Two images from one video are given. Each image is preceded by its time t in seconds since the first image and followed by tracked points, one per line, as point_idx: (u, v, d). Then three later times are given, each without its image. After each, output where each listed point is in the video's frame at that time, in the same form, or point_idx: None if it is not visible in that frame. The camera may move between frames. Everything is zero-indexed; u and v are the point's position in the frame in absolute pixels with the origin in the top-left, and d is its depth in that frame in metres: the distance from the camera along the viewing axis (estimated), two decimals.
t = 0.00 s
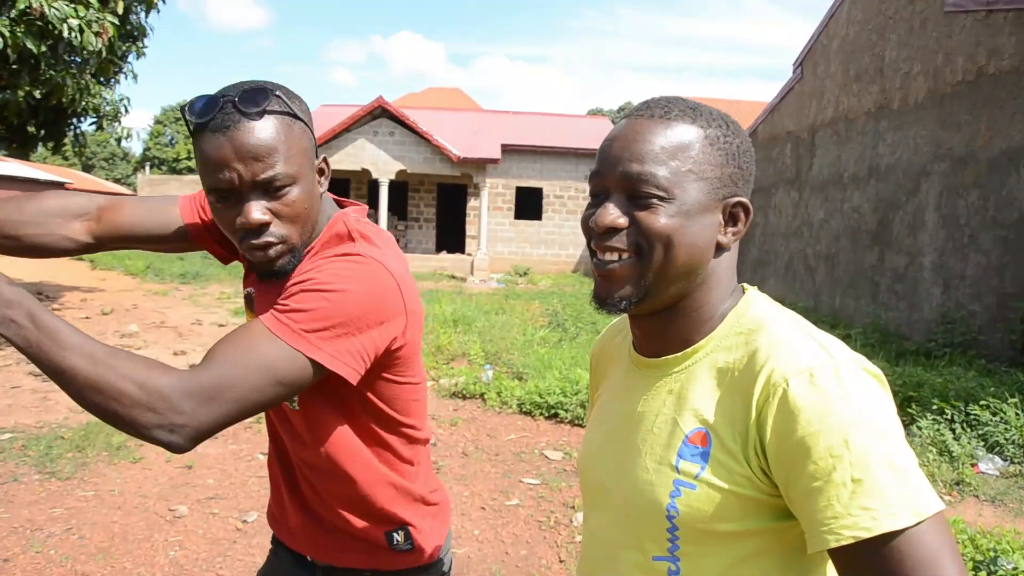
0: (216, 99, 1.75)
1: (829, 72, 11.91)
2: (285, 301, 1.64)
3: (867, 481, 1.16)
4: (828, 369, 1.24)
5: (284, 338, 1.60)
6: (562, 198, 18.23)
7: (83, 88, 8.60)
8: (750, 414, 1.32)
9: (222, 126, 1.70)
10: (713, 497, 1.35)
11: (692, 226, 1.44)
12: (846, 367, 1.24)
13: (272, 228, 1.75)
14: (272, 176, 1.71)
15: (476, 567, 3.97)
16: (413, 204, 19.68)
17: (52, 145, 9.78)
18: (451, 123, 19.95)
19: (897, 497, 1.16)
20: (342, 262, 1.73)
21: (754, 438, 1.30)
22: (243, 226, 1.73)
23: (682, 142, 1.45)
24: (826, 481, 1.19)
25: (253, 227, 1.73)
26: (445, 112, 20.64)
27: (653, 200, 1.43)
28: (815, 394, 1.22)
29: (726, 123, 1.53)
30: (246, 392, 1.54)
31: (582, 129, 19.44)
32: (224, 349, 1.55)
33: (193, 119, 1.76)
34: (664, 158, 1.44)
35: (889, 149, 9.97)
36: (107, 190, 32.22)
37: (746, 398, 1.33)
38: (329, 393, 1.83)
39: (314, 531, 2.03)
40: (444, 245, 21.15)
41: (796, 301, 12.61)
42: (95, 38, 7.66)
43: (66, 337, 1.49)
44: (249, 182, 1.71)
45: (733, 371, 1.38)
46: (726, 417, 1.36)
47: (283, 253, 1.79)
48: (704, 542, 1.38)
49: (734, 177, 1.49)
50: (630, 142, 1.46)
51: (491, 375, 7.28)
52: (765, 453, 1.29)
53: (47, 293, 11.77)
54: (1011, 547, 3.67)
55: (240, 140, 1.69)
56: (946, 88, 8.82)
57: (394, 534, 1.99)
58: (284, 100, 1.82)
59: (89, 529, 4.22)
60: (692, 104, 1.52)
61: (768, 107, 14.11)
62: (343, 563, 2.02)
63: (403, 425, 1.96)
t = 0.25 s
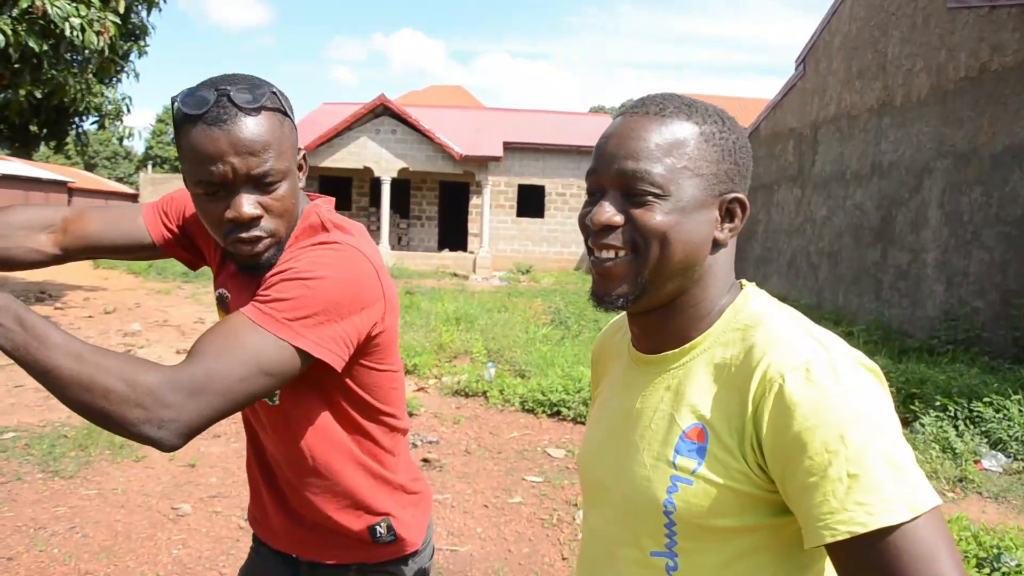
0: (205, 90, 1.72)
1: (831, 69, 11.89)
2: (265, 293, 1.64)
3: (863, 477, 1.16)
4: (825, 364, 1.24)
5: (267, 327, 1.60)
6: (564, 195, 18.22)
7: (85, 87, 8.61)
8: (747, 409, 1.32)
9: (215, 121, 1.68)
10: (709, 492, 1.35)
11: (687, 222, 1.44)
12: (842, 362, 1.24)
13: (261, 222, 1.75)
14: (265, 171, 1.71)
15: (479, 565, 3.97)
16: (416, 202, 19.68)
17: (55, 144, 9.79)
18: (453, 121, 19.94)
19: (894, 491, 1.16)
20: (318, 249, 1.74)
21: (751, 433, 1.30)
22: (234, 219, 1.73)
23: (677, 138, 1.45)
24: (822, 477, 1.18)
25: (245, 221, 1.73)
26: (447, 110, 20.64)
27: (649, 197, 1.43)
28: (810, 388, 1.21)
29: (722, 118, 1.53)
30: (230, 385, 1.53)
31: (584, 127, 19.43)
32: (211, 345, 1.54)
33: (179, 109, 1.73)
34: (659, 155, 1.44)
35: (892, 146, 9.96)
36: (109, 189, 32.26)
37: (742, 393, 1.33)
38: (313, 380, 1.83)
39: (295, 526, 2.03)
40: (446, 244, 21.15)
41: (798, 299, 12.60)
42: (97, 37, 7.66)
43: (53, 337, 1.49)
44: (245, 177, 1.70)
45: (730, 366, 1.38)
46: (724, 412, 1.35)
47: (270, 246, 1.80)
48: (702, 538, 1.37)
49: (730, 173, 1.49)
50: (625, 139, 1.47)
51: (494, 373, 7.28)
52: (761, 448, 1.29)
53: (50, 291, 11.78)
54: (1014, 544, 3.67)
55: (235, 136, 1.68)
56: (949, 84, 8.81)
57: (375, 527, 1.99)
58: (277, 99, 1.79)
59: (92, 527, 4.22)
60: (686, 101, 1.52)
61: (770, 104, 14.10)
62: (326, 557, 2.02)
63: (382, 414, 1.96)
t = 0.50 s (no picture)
0: (204, 84, 1.72)
1: (831, 70, 11.89)
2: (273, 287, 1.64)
3: (856, 477, 1.16)
4: (818, 365, 1.23)
5: (279, 320, 1.59)
6: (564, 197, 18.22)
7: (84, 88, 8.60)
8: (740, 409, 1.31)
9: (220, 117, 1.67)
10: (703, 493, 1.35)
11: (681, 225, 1.43)
12: (836, 362, 1.24)
13: (259, 219, 1.75)
14: (267, 168, 1.72)
15: (478, 567, 3.97)
16: (415, 204, 19.68)
17: (54, 145, 9.79)
18: (453, 123, 19.95)
19: (887, 491, 1.16)
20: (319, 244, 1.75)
21: (744, 434, 1.30)
22: (233, 217, 1.72)
23: (670, 140, 1.45)
24: (815, 477, 1.18)
25: (244, 218, 1.73)
26: (446, 112, 20.65)
27: (642, 198, 1.43)
28: (803, 388, 1.21)
29: (717, 119, 1.53)
30: (253, 378, 1.52)
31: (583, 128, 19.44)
32: (224, 344, 1.52)
33: (176, 103, 1.71)
34: (653, 157, 1.44)
35: (891, 147, 9.96)
36: (109, 190, 32.27)
37: (736, 393, 1.33)
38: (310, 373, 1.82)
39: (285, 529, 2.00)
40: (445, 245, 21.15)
41: (797, 300, 12.60)
42: (97, 39, 7.67)
43: (65, 353, 1.44)
44: (246, 175, 1.71)
45: (724, 366, 1.37)
46: (718, 413, 1.35)
47: (267, 245, 1.79)
48: (697, 538, 1.37)
49: (725, 175, 1.49)
50: (619, 142, 1.47)
51: (493, 374, 7.28)
52: (755, 449, 1.28)
53: (49, 293, 11.78)
54: (1014, 546, 3.66)
55: (236, 133, 1.68)
56: (948, 85, 8.81)
57: (368, 523, 1.99)
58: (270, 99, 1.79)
59: (91, 529, 4.22)
60: (680, 103, 1.51)
61: (769, 106, 14.10)
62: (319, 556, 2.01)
63: (374, 405, 1.96)
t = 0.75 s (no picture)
0: (236, 78, 1.74)
1: (828, 75, 11.91)
2: (297, 292, 1.65)
3: (848, 481, 1.16)
4: (810, 369, 1.24)
5: (310, 324, 1.61)
6: (561, 200, 18.23)
7: (82, 91, 8.60)
8: (733, 413, 1.32)
9: (255, 110, 1.70)
10: (695, 497, 1.35)
11: (673, 228, 1.44)
12: (828, 366, 1.24)
13: (284, 215, 1.76)
14: (297, 166, 1.76)
15: (474, 570, 3.97)
16: (412, 207, 19.68)
17: (51, 148, 9.78)
18: (450, 126, 19.96)
19: (879, 495, 1.16)
20: (335, 245, 1.77)
21: (737, 438, 1.30)
22: (261, 210, 1.73)
23: (661, 144, 1.46)
24: (808, 481, 1.18)
25: (270, 212, 1.74)
26: (444, 115, 20.66)
27: (632, 204, 1.43)
28: (795, 392, 1.21)
29: (708, 123, 1.53)
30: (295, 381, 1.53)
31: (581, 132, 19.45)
32: (258, 351, 1.53)
33: (207, 95, 1.73)
34: (644, 162, 1.44)
35: (888, 152, 9.98)
36: (105, 193, 32.24)
37: (729, 397, 1.33)
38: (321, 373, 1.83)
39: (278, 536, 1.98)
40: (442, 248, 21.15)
41: (794, 304, 12.62)
42: (94, 41, 7.66)
43: (102, 377, 1.39)
44: (274, 169, 1.73)
45: (718, 370, 1.38)
46: (711, 417, 1.35)
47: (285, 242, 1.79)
48: (691, 543, 1.37)
49: (717, 180, 1.49)
50: (610, 147, 1.48)
51: (489, 378, 7.28)
52: (748, 453, 1.29)
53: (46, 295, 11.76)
54: (1010, 550, 3.67)
55: (269, 127, 1.70)
56: (945, 90, 8.83)
57: (363, 524, 1.99)
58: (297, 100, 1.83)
59: (87, 532, 4.21)
60: (674, 108, 1.52)
61: (766, 110, 14.13)
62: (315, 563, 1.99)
63: (372, 403, 1.97)
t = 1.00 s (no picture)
0: (270, 70, 1.78)
1: (825, 75, 11.92)
2: (358, 314, 1.72)
3: (846, 482, 1.16)
4: (807, 369, 1.24)
5: (375, 340, 1.68)
6: (559, 201, 18.23)
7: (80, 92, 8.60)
8: (730, 414, 1.32)
9: (293, 102, 1.75)
10: (693, 499, 1.35)
11: (672, 226, 1.44)
12: (825, 366, 1.24)
13: (313, 206, 1.81)
14: (327, 158, 1.80)
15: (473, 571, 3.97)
16: (411, 208, 19.68)
17: (50, 150, 9.78)
18: (449, 127, 19.96)
19: (876, 494, 1.16)
20: (371, 253, 1.81)
21: (734, 439, 1.30)
22: (293, 200, 1.78)
23: (656, 143, 1.46)
24: (805, 482, 1.18)
25: (300, 201, 1.78)
26: (442, 116, 20.66)
27: (626, 206, 1.43)
28: (792, 393, 1.22)
29: (699, 121, 1.53)
30: (398, 397, 1.64)
31: (579, 132, 19.45)
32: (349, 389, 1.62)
33: (244, 85, 1.77)
34: (637, 163, 1.45)
35: (886, 152, 9.99)
36: (104, 195, 32.24)
37: (726, 399, 1.33)
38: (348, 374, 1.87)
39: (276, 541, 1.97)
40: (441, 249, 21.15)
41: (793, 304, 12.62)
42: (92, 43, 7.66)
43: (251, 460, 1.42)
44: (306, 159, 1.77)
45: (714, 371, 1.38)
46: (709, 419, 1.35)
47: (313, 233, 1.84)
48: (687, 544, 1.37)
49: (713, 180, 1.50)
50: (603, 149, 1.48)
51: (488, 378, 7.28)
52: (745, 454, 1.29)
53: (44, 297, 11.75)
54: (1009, 550, 3.67)
55: (304, 115, 1.75)
56: (943, 90, 8.83)
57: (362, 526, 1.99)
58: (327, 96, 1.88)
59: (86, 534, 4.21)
60: (668, 108, 1.53)
61: (764, 110, 14.14)
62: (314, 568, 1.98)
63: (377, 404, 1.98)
